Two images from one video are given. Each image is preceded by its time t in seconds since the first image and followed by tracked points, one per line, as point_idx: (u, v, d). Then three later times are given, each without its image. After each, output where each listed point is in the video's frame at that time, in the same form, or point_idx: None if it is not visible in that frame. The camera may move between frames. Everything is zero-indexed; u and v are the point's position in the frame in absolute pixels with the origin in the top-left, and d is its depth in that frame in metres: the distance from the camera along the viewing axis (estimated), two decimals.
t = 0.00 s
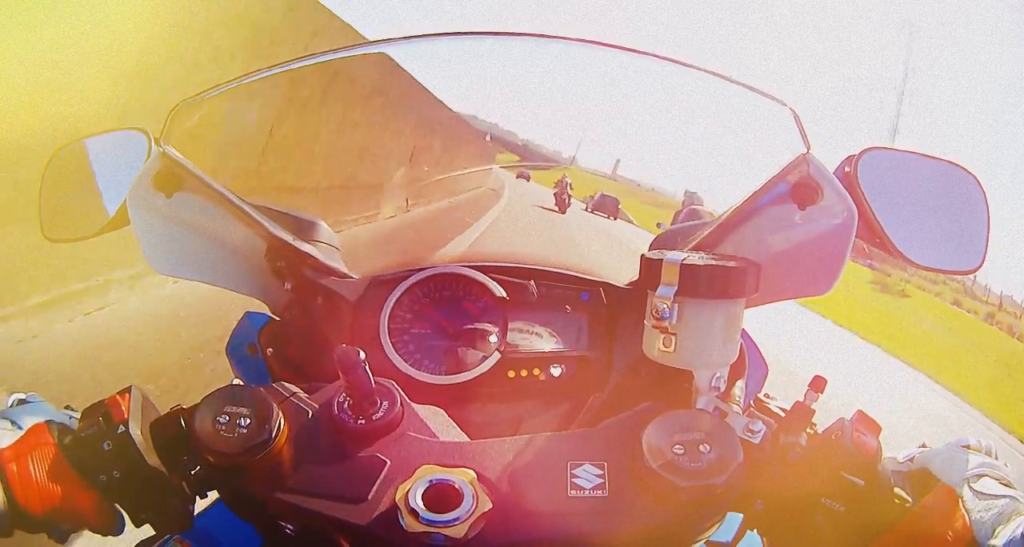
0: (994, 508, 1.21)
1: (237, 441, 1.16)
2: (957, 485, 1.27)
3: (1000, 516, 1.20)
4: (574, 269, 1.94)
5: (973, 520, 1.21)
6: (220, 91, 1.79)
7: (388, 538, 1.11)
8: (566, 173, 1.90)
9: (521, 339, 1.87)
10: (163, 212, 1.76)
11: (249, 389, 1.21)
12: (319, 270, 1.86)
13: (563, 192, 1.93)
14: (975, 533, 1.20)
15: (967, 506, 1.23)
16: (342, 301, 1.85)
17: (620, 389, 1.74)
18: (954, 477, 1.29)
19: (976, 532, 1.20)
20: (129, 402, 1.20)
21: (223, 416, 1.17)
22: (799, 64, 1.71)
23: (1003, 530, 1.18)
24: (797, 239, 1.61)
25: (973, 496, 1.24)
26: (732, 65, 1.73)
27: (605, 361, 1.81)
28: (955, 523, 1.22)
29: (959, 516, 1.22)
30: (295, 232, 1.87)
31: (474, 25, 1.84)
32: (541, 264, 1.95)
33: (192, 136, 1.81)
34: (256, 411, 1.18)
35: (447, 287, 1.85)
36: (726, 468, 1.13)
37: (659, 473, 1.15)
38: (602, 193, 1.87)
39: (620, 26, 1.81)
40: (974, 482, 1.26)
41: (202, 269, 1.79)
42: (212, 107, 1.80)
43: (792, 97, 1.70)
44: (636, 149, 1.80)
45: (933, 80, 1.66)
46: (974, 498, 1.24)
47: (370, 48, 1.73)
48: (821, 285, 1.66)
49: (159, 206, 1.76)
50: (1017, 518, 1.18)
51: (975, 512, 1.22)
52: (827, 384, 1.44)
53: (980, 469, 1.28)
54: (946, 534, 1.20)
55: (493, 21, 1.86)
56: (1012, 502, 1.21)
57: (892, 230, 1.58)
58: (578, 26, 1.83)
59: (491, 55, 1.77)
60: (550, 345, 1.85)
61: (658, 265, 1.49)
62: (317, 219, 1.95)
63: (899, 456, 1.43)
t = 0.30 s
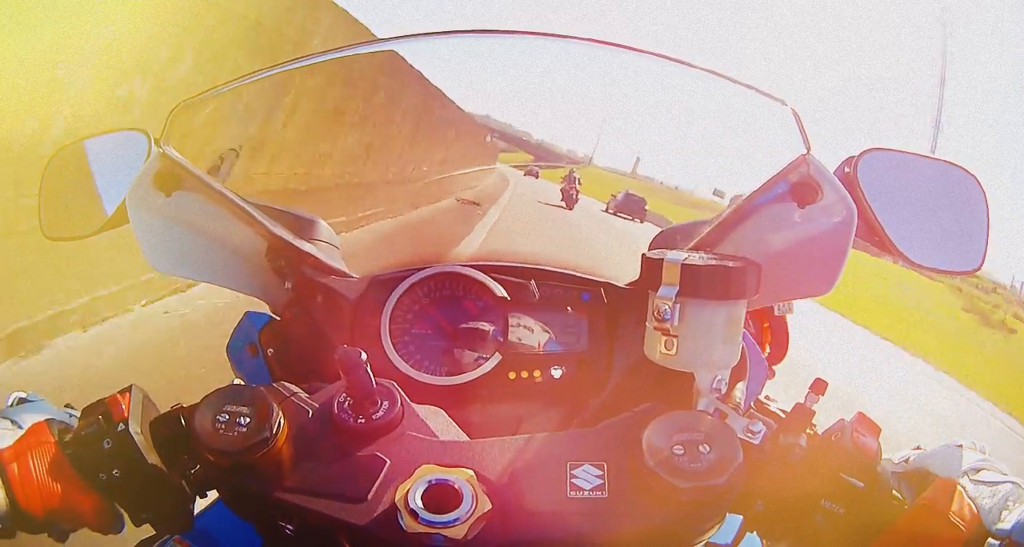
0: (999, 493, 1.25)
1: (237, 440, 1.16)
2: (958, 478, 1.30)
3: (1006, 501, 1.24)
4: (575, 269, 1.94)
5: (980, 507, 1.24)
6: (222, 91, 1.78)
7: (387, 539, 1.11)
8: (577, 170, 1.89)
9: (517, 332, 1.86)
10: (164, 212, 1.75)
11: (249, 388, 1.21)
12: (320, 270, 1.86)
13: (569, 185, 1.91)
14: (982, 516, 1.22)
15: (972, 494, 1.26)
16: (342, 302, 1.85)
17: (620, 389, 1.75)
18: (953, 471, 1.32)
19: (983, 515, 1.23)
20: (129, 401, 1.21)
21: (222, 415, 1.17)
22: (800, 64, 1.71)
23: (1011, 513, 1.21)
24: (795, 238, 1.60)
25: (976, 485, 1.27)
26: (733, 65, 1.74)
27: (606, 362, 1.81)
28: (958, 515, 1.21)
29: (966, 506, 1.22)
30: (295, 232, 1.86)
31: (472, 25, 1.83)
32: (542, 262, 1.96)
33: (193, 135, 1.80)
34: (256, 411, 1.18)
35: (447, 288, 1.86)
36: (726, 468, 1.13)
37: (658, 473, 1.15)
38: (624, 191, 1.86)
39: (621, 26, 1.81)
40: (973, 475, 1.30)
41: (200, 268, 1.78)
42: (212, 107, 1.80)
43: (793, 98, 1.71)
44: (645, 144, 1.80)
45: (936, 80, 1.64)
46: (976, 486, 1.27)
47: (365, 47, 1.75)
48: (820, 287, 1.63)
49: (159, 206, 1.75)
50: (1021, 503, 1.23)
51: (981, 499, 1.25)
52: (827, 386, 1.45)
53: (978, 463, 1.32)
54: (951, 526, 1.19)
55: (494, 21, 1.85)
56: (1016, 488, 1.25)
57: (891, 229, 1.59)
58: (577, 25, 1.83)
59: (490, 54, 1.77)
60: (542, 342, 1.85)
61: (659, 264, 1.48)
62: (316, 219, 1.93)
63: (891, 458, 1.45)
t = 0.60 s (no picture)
0: (998, 503, 1.23)
1: (237, 441, 1.16)
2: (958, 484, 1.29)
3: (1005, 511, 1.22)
4: (576, 269, 1.96)
5: (977, 515, 1.23)
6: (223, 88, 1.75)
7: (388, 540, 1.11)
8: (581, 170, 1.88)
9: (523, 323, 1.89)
10: (166, 213, 1.70)
11: (250, 389, 1.21)
12: (319, 269, 1.83)
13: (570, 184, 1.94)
14: (978, 525, 1.21)
15: (970, 502, 1.25)
16: (342, 302, 1.84)
17: (620, 389, 1.75)
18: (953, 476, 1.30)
19: (978, 524, 1.21)
20: (129, 402, 1.20)
21: (223, 416, 1.17)
22: (798, 65, 1.71)
23: (1006, 523, 1.20)
24: (796, 238, 1.58)
25: (976, 493, 1.26)
26: (735, 65, 1.73)
27: (606, 362, 1.80)
28: (953, 522, 1.19)
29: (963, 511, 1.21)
30: (294, 234, 1.83)
31: (469, 25, 1.84)
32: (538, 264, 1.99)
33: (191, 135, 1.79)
34: (256, 412, 1.18)
35: (447, 288, 1.87)
36: (726, 469, 1.13)
37: (658, 474, 1.15)
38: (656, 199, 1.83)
39: (621, 26, 1.81)
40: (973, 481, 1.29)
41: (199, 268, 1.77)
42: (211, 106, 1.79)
43: (791, 96, 1.69)
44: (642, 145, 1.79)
45: (934, 80, 1.65)
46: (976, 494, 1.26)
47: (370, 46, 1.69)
48: (815, 286, 1.62)
49: (160, 206, 1.71)
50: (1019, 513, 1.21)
51: (978, 507, 1.24)
52: (824, 385, 1.47)
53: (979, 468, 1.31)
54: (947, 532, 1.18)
55: (493, 20, 1.86)
56: (1014, 497, 1.23)
57: (891, 229, 1.58)
58: (577, 27, 1.83)
59: (489, 53, 1.74)
60: (549, 332, 1.87)
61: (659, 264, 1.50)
62: (315, 222, 1.90)
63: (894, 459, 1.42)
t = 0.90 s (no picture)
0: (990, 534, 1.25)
1: (237, 440, 1.16)
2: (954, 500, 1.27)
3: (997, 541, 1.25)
4: (575, 269, 1.93)
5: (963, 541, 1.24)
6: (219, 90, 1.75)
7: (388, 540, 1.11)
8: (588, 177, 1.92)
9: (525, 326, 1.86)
10: (165, 212, 1.71)
11: (249, 389, 1.22)
12: (319, 270, 1.83)
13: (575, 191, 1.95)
14: None
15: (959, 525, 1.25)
16: (342, 301, 1.83)
17: (620, 389, 1.75)
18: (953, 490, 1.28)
19: None
20: (129, 401, 1.21)
21: (222, 415, 1.17)
22: (799, 64, 1.71)
23: None
24: (796, 237, 1.59)
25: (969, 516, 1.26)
26: (734, 64, 1.72)
27: (605, 362, 1.81)
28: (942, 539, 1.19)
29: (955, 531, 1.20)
30: (293, 233, 1.83)
31: (470, 24, 1.84)
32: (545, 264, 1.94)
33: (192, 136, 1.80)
34: (256, 411, 1.19)
35: (447, 288, 1.86)
36: (726, 469, 1.13)
37: (658, 474, 1.15)
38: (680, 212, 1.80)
39: (620, 26, 1.81)
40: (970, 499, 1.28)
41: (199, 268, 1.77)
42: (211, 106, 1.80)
43: (790, 94, 1.68)
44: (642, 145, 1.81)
45: (934, 80, 1.70)
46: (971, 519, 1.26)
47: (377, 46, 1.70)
48: (818, 287, 1.63)
49: (159, 206, 1.72)
50: None
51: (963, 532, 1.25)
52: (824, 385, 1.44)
53: (979, 484, 1.29)
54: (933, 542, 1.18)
55: (493, 20, 1.86)
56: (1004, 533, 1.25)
57: (891, 230, 1.61)
58: (577, 27, 1.83)
59: (490, 53, 1.73)
60: (549, 335, 1.85)
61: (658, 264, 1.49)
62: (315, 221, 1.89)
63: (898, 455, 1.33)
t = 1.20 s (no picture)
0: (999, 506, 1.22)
1: (236, 441, 1.15)
2: (958, 484, 1.29)
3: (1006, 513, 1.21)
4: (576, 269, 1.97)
5: (977, 518, 1.21)
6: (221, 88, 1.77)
7: (388, 540, 1.11)
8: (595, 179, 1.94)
9: (518, 323, 1.91)
10: (165, 212, 1.72)
11: (250, 390, 1.22)
12: (320, 269, 1.84)
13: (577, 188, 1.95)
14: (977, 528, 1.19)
15: (970, 504, 1.23)
16: (342, 300, 1.83)
17: (620, 388, 1.75)
18: (955, 476, 1.31)
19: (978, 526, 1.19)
20: (129, 402, 1.21)
21: (223, 416, 1.17)
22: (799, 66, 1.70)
23: (1007, 526, 1.17)
24: (795, 237, 1.58)
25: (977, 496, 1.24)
26: (732, 65, 1.72)
27: (605, 363, 1.81)
28: (952, 520, 1.18)
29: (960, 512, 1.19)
30: (295, 233, 1.84)
31: (472, 24, 1.84)
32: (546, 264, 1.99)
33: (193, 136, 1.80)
34: (256, 411, 1.18)
35: (448, 287, 1.87)
36: (726, 469, 1.12)
37: (658, 474, 1.14)
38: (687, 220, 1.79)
39: (621, 25, 1.80)
40: (975, 481, 1.28)
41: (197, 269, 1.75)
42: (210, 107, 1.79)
43: (789, 96, 1.69)
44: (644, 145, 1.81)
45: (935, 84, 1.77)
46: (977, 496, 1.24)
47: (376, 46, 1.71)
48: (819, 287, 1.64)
49: (160, 206, 1.73)
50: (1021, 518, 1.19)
51: (977, 510, 1.22)
52: (826, 387, 1.40)
53: (980, 469, 1.30)
54: (935, 531, 1.18)
55: (493, 21, 1.85)
56: (1015, 501, 1.21)
57: (892, 228, 1.58)
58: (578, 27, 1.82)
59: (489, 54, 1.74)
60: (542, 333, 1.87)
61: (659, 264, 1.48)
62: (317, 221, 1.91)
63: (893, 458, 1.44)
